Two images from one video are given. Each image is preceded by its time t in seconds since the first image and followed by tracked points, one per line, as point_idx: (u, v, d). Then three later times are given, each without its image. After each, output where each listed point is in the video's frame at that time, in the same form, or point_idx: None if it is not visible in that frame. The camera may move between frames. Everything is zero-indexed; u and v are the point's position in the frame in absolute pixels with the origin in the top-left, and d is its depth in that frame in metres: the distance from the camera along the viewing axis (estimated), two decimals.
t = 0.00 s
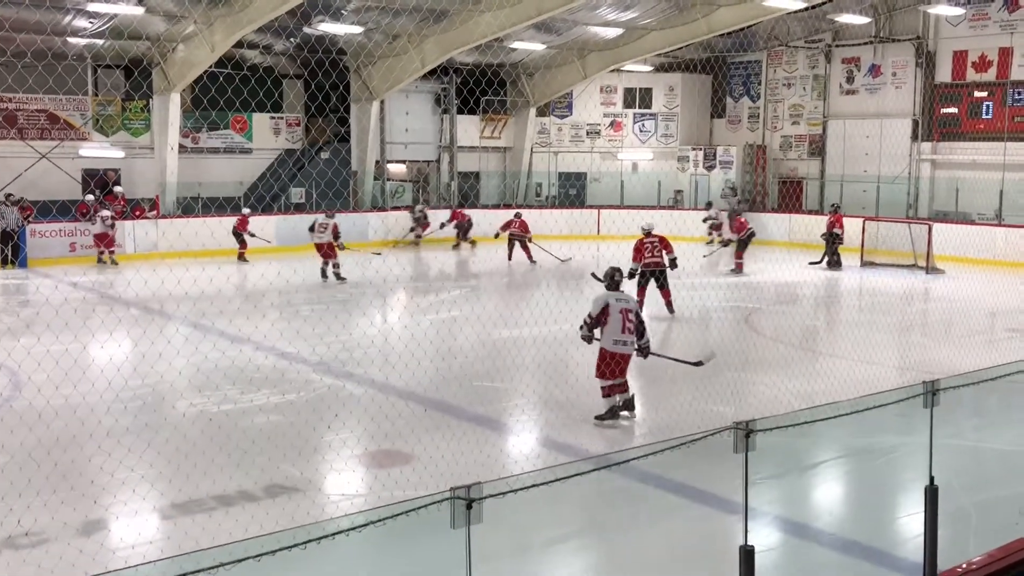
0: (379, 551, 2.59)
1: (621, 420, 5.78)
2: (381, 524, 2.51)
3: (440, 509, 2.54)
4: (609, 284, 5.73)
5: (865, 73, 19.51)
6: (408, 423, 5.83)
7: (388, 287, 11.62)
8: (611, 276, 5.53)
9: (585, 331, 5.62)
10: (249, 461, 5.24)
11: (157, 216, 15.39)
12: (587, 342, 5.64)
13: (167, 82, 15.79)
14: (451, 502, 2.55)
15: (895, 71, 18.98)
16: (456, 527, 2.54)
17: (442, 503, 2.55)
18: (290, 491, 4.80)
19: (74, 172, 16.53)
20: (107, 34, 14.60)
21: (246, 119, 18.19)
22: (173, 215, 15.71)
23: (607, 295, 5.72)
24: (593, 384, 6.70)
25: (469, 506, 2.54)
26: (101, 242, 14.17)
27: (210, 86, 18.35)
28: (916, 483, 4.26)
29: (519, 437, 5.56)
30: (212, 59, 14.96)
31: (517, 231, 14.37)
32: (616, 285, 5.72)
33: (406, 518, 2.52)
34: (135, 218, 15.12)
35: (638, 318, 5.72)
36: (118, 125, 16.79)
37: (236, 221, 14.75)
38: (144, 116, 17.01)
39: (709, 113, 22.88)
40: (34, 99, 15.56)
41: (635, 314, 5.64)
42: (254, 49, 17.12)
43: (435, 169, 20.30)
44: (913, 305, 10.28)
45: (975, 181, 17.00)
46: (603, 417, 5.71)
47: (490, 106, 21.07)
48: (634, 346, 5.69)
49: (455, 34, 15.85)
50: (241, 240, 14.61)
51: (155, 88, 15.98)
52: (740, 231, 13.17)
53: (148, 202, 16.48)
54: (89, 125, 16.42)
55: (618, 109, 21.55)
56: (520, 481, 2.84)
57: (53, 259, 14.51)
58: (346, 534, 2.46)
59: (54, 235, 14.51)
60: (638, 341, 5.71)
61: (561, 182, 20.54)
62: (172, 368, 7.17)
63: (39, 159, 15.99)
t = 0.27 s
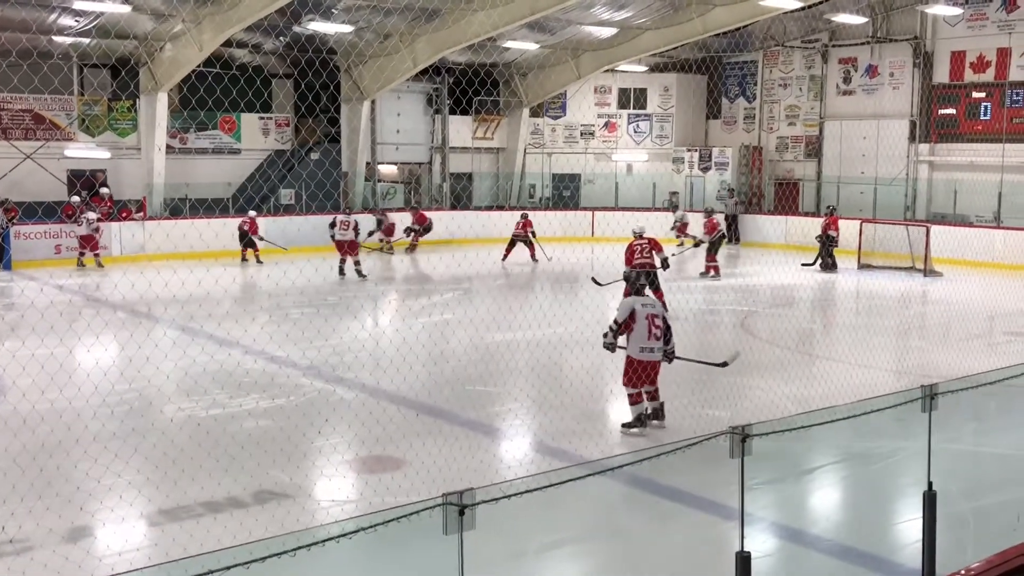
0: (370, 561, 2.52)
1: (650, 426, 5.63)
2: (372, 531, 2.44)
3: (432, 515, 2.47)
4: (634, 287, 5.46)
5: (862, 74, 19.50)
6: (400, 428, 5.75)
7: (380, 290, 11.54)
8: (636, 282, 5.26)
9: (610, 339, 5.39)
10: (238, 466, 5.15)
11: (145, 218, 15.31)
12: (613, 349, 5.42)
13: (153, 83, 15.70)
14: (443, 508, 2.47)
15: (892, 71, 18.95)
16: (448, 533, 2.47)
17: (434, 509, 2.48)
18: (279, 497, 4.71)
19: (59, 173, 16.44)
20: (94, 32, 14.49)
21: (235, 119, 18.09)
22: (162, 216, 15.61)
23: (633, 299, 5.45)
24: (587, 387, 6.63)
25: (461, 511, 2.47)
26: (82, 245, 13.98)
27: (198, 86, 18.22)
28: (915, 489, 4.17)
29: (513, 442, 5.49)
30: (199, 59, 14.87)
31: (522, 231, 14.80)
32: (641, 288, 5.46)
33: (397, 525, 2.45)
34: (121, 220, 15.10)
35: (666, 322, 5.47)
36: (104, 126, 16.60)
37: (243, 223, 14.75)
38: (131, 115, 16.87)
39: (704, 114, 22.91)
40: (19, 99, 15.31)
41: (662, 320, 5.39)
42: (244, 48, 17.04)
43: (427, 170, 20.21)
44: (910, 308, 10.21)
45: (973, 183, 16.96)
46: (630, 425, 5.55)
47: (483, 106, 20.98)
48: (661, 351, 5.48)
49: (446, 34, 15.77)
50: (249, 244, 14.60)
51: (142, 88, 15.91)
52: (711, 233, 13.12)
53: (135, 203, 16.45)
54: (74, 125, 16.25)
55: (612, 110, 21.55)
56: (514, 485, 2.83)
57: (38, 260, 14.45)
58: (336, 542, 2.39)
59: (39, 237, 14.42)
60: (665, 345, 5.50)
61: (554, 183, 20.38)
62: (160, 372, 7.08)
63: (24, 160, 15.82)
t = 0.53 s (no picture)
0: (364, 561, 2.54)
1: (677, 433, 5.54)
2: (368, 534, 2.48)
3: (427, 517, 2.51)
4: (657, 292, 5.46)
5: (856, 76, 19.52)
6: (395, 431, 5.75)
7: (375, 292, 11.53)
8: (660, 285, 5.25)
9: (636, 344, 5.35)
10: (233, 469, 5.15)
11: (139, 220, 15.22)
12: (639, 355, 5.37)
13: (147, 86, 15.69)
14: (439, 510, 2.52)
15: (886, 73, 18.98)
16: (443, 535, 2.51)
17: (431, 510, 2.52)
18: (274, 500, 4.70)
19: (53, 177, 16.41)
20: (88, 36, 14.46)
21: (229, 121, 18.07)
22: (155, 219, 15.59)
23: (656, 304, 5.44)
24: (582, 390, 6.63)
25: (456, 514, 2.52)
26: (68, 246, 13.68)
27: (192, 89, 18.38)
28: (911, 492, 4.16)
29: (508, 445, 5.48)
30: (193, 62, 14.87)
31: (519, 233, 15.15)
32: (664, 293, 5.45)
33: (394, 527, 2.48)
34: (115, 223, 15.06)
35: (691, 326, 5.45)
36: (98, 128, 16.66)
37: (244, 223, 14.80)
38: (125, 119, 16.93)
39: (698, 117, 22.94)
40: (13, 103, 15.23)
41: (687, 324, 5.37)
42: (238, 51, 17.05)
43: (422, 173, 20.20)
44: (904, 309, 10.25)
45: (967, 185, 17.04)
46: (656, 431, 5.47)
47: (478, 109, 20.98)
48: (688, 356, 5.43)
49: (440, 38, 15.79)
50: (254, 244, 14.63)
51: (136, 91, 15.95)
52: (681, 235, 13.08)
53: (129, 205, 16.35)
54: (68, 128, 16.15)
55: (607, 113, 21.53)
56: (508, 488, 2.88)
57: (31, 264, 14.40)
58: (332, 543, 2.42)
59: (33, 240, 14.40)
60: (692, 350, 5.45)
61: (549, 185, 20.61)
62: (154, 375, 7.07)
63: (17, 164, 15.73)
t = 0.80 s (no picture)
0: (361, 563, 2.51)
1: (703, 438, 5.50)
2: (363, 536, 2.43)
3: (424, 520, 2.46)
4: (682, 297, 5.46)
5: (852, 78, 19.57)
6: (391, 434, 5.74)
7: (371, 295, 11.53)
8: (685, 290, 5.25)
9: (663, 351, 5.34)
10: (229, 473, 5.14)
11: (134, 224, 15.23)
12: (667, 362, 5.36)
13: (143, 89, 15.69)
14: (435, 514, 2.44)
15: (881, 75, 19.01)
16: (440, 539, 2.44)
17: (427, 514, 2.45)
18: (270, 503, 4.69)
19: (48, 180, 16.35)
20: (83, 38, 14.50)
21: (224, 125, 18.06)
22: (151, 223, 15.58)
23: (682, 309, 5.44)
24: (579, 392, 6.63)
25: (452, 518, 2.44)
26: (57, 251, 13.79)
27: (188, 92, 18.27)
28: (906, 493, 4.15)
29: (505, 447, 5.48)
30: (188, 65, 14.86)
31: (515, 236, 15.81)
32: (690, 298, 5.45)
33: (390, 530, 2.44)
34: (110, 227, 15.05)
35: (718, 331, 5.44)
36: (93, 131, 16.53)
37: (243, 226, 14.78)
38: (120, 122, 16.77)
39: (694, 119, 22.97)
40: (7, 105, 15.53)
41: (714, 328, 5.36)
42: (233, 54, 17.06)
43: (418, 176, 20.21)
44: (900, 311, 10.27)
45: (961, 187, 17.09)
46: (683, 437, 5.43)
47: (473, 112, 21.00)
48: (715, 361, 5.42)
49: (436, 40, 15.78)
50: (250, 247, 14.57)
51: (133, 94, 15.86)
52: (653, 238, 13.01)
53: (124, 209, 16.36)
54: (63, 131, 16.19)
55: (603, 115, 21.53)
56: (504, 490, 2.84)
57: (26, 267, 14.36)
58: (328, 547, 2.37)
59: (29, 244, 14.38)
60: (719, 355, 5.44)
61: (545, 189, 20.67)
62: (150, 378, 7.05)
63: (13, 166, 15.90)
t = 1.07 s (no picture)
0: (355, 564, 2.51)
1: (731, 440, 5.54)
2: (357, 539, 2.43)
3: (419, 524, 2.46)
4: (703, 302, 5.47)
5: (846, 81, 19.58)
6: (387, 437, 5.74)
7: (366, 298, 11.52)
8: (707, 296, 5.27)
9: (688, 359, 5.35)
10: (223, 476, 5.13)
11: (129, 226, 15.24)
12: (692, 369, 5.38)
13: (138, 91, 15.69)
14: (430, 516, 2.44)
15: (876, 77, 19.04)
16: (434, 541, 2.45)
17: (421, 517, 2.46)
18: (265, 506, 4.69)
19: (43, 183, 16.32)
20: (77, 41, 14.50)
21: (220, 127, 18.03)
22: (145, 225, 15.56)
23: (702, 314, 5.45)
24: (574, 394, 6.63)
25: (447, 520, 2.44)
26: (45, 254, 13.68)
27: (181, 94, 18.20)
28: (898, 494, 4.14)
29: (500, 450, 5.48)
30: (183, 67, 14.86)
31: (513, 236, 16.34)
32: (711, 303, 5.45)
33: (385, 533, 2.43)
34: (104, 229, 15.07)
35: (740, 332, 5.46)
36: (88, 134, 16.60)
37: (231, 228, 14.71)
38: (115, 124, 16.76)
39: (689, 121, 22.97)
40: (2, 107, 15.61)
41: (736, 331, 5.38)
42: (228, 56, 17.06)
43: (414, 178, 20.21)
44: (894, 313, 10.29)
45: (956, 189, 17.11)
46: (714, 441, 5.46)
47: (468, 114, 21.00)
48: (739, 362, 5.46)
49: (431, 43, 15.78)
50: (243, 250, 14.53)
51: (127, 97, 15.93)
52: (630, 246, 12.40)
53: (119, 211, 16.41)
54: (58, 133, 16.21)
55: (598, 118, 21.60)
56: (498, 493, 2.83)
57: (20, 270, 14.33)
58: (323, 550, 2.36)
59: (23, 246, 14.38)
60: (743, 356, 5.47)
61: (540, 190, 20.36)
62: (144, 381, 7.04)
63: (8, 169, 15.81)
